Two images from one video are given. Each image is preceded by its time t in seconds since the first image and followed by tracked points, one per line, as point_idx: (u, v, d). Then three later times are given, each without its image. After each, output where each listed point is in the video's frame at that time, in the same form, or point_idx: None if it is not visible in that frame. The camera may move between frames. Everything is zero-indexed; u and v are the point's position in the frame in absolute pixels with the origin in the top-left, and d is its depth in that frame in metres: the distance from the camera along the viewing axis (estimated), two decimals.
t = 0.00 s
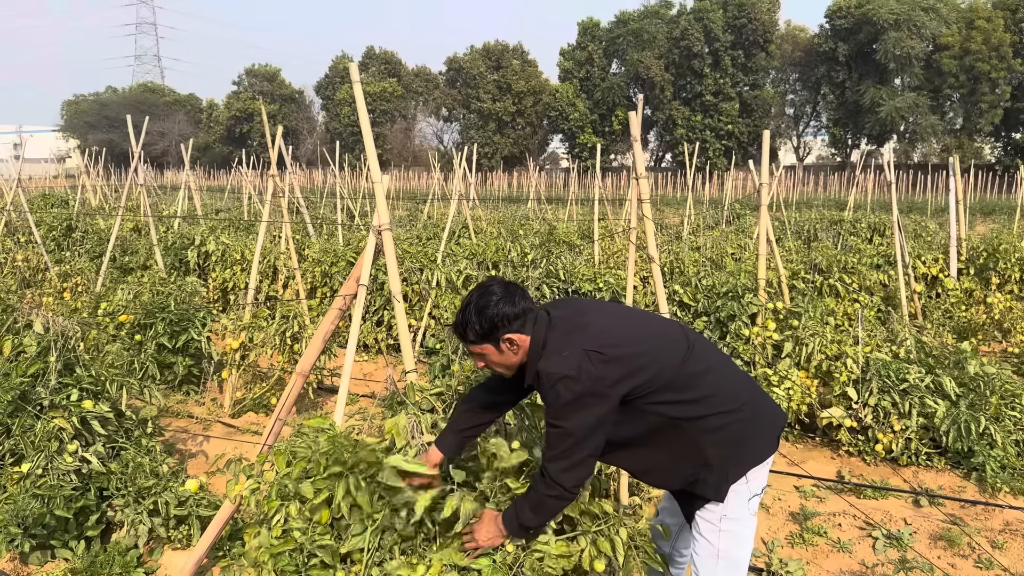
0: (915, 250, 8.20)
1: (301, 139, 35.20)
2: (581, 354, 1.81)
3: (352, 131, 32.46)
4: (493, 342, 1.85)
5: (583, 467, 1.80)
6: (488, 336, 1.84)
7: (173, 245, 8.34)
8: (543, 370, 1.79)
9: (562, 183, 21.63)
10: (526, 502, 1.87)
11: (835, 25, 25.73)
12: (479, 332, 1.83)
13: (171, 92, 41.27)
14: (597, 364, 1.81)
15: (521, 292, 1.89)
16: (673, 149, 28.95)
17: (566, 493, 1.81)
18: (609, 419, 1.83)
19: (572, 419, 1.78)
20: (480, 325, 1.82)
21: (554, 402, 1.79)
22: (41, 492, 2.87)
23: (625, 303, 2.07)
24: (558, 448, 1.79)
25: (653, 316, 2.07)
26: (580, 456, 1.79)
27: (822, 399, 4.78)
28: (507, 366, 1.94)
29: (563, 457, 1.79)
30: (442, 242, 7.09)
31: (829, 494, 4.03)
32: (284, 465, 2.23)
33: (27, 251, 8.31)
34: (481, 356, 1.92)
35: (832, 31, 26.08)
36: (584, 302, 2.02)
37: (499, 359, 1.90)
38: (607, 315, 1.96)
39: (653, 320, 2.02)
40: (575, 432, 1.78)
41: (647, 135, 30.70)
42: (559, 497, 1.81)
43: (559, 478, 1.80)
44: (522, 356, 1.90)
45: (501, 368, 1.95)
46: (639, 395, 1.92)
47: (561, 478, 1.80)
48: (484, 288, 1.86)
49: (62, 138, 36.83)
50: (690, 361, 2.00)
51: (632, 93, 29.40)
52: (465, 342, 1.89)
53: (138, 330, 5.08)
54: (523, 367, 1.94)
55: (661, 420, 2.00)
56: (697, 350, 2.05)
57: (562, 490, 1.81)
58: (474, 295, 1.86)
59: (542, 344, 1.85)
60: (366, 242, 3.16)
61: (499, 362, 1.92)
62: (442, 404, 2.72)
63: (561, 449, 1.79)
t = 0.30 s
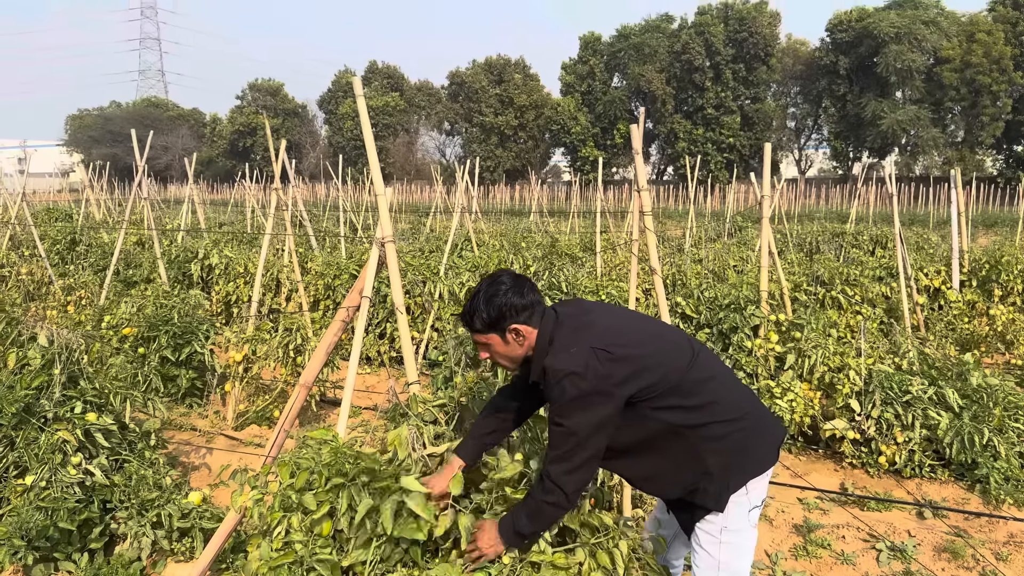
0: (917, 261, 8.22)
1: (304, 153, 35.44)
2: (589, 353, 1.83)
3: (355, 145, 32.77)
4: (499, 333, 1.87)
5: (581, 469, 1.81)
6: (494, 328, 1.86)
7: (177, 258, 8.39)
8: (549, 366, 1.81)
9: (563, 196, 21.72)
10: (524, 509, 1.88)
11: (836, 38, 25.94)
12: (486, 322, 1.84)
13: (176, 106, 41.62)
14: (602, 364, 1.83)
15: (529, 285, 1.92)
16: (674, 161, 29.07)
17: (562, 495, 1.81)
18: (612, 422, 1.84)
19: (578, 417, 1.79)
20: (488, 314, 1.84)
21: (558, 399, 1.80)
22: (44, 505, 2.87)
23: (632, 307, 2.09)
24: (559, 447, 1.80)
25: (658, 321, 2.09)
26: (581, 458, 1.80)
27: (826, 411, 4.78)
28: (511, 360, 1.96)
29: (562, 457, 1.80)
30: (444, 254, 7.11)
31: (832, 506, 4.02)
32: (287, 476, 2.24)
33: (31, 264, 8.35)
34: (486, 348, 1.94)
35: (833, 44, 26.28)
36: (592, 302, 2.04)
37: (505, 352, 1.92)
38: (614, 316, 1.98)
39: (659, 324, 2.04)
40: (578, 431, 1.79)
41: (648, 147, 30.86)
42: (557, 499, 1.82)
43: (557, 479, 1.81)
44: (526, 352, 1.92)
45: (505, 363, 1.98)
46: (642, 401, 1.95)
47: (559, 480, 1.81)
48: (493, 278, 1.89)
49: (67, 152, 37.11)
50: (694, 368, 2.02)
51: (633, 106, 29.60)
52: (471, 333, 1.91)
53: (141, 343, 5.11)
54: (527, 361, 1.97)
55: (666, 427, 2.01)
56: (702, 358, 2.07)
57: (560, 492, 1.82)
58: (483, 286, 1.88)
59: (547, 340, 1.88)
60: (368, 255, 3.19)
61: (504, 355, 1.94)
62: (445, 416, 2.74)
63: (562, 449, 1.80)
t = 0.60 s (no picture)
0: (920, 273, 8.23)
1: (307, 165, 35.62)
2: (624, 318, 1.90)
3: (357, 156, 32.95)
4: (518, 295, 1.98)
5: (663, 421, 1.79)
6: (511, 291, 1.97)
7: (180, 270, 8.43)
8: (581, 320, 1.91)
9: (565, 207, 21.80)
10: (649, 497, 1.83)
11: (837, 50, 26.13)
12: (505, 283, 1.95)
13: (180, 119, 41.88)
14: (636, 328, 1.89)
15: (544, 249, 2.01)
16: (676, 172, 29.16)
17: (651, 451, 1.77)
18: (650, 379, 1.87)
19: (625, 374, 1.82)
20: (505, 279, 1.95)
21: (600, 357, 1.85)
22: (48, 517, 2.85)
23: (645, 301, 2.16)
24: (624, 404, 1.80)
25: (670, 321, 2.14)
26: (651, 410, 1.81)
27: (829, 423, 4.76)
28: (534, 325, 2.06)
29: (633, 413, 1.79)
30: (447, 266, 7.11)
31: (835, 519, 4.01)
32: (291, 489, 2.26)
33: (35, 276, 8.40)
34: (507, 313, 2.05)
35: (834, 56, 26.41)
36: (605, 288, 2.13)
37: (525, 315, 2.03)
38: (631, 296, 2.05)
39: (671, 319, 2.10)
40: (631, 389, 1.81)
41: (650, 158, 30.97)
42: (651, 455, 1.77)
43: (642, 435, 1.78)
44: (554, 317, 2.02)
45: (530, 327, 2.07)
46: (671, 383, 1.93)
47: (646, 436, 1.78)
48: (510, 243, 1.99)
49: (71, 164, 37.33)
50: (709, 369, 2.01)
51: (635, 118, 29.75)
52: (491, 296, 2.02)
53: (144, 355, 5.12)
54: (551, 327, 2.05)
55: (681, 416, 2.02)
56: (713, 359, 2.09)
57: (643, 450, 1.79)
58: (502, 251, 1.98)
59: (568, 307, 1.99)
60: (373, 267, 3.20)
61: (524, 319, 2.05)
62: (448, 429, 2.75)
63: (631, 402, 1.79)
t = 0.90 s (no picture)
0: (920, 284, 8.25)
1: (308, 176, 35.78)
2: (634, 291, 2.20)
3: (359, 167, 33.12)
4: (532, 281, 2.20)
5: (709, 356, 2.04)
6: (525, 278, 2.20)
7: (181, 282, 8.45)
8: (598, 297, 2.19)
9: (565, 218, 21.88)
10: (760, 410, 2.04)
11: (837, 61, 26.34)
12: (521, 267, 2.19)
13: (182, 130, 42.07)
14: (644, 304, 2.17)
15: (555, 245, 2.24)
16: (676, 184, 29.26)
17: (707, 373, 2.01)
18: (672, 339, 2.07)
19: (659, 325, 2.08)
20: (520, 264, 2.19)
21: (632, 314, 2.11)
22: (46, 533, 2.85)
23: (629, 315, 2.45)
24: (669, 343, 2.05)
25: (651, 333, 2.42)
26: (679, 357, 2.04)
27: (829, 437, 4.75)
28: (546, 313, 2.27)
29: (680, 349, 2.04)
30: (446, 278, 7.12)
31: (836, 534, 4.00)
32: (289, 506, 2.28)
33: (36, 288, 8.42)
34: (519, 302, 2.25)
35: (833, 67, 26.61)
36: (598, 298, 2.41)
37: (537, 301, 2.24)
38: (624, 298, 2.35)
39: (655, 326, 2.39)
40: (668, 334, 2.06)
41: (650, 169, 31.09)
42: (713, 376, 2.01)
43: (696, 362, 2.02)
44: (567, 303, 2.24)
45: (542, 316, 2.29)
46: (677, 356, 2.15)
47: (700, 363, 2.02)
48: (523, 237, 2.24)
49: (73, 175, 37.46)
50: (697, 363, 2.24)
51: (635, 129, 29.91)
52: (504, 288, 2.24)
53: (144, 368, 5.15)
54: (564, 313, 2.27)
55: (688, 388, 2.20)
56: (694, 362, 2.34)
57: (701, 376, 2.02)
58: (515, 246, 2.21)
59: (577, 295, 2.24)
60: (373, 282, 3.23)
61: (535, 306, 2.26)
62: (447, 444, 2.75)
63: (677, 338, 2.06)
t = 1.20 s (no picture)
0: (917, 297, 8.28)
1: (307, 187, 35.89)
2: (641, 279, 2.32)
3: (358, 178, 33.25)
4: (539, 261, 2.32)
5: (705, 342, 2.17)
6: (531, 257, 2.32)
7: (180, 293, 8.45)
8: (602, 281, 2.31)
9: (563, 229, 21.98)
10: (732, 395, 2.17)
11: (834, 73, 26.55)
12: (528, 248, 2.32)
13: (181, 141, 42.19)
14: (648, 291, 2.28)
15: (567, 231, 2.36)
16: (674, 195, 29.38)
17: (700, 361, 2.13)
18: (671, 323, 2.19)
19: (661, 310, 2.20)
20: (527, 245, 2.33)
21: (637, 297, 2.23)
22: (42, 547, 2.84)
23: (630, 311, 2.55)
24: (667, 328, 2.18)
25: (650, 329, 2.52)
26: (677, 339, 2.16)
27: (826, 450, 4.75)
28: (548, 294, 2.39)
29: (679, 335, 2.16)
30: (444, 289, 7.12)
31: (833, 547, 4.00)
32: (285, 521, 2.30)
33: (34, 300, 8.41)
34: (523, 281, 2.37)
35: (830, 79, 26.84)
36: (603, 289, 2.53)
37: (541, 282, 2.36)
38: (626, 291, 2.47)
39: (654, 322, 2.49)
40: (669, 319, 2.18)
41: (648, 180, 31.22)
42: (705, 364, 2.13)
43: (692, 349, 2.14)
44: (572, 285, 2.36)
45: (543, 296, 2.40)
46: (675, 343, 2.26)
47: (695, 349, 2.14)
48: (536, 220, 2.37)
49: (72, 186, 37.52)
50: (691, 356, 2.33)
51: (633, 140, 30.06)
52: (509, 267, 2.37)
53: (142, 380, 5.15)
54: (567, 295, 2.39)
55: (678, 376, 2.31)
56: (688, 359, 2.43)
57: (693, 362, 2.14)
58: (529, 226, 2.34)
59: (583, 278, 2.36)
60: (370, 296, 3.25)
61: (539, 286, 2.38)
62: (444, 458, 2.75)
63: (676, 324, 2.17)
